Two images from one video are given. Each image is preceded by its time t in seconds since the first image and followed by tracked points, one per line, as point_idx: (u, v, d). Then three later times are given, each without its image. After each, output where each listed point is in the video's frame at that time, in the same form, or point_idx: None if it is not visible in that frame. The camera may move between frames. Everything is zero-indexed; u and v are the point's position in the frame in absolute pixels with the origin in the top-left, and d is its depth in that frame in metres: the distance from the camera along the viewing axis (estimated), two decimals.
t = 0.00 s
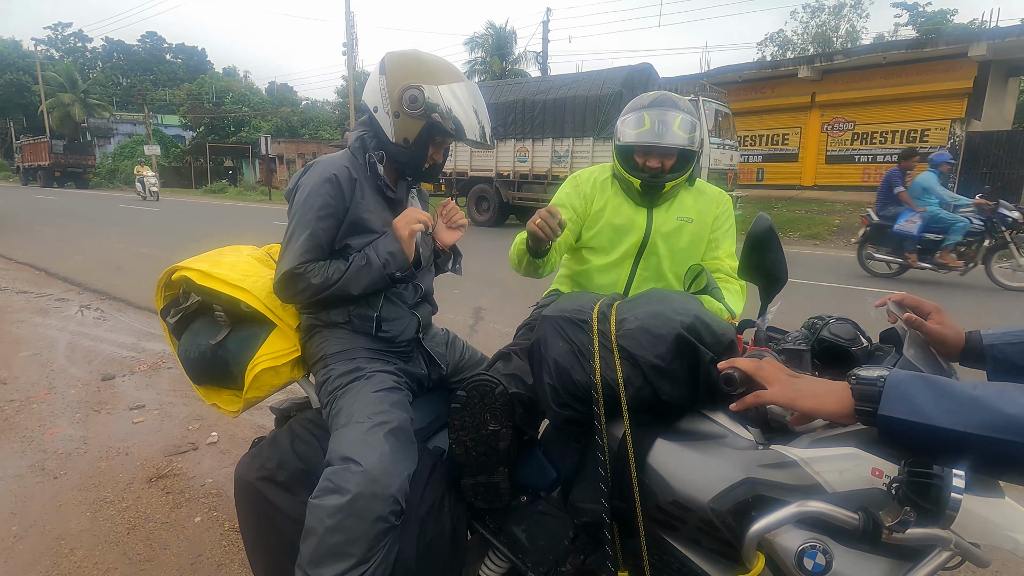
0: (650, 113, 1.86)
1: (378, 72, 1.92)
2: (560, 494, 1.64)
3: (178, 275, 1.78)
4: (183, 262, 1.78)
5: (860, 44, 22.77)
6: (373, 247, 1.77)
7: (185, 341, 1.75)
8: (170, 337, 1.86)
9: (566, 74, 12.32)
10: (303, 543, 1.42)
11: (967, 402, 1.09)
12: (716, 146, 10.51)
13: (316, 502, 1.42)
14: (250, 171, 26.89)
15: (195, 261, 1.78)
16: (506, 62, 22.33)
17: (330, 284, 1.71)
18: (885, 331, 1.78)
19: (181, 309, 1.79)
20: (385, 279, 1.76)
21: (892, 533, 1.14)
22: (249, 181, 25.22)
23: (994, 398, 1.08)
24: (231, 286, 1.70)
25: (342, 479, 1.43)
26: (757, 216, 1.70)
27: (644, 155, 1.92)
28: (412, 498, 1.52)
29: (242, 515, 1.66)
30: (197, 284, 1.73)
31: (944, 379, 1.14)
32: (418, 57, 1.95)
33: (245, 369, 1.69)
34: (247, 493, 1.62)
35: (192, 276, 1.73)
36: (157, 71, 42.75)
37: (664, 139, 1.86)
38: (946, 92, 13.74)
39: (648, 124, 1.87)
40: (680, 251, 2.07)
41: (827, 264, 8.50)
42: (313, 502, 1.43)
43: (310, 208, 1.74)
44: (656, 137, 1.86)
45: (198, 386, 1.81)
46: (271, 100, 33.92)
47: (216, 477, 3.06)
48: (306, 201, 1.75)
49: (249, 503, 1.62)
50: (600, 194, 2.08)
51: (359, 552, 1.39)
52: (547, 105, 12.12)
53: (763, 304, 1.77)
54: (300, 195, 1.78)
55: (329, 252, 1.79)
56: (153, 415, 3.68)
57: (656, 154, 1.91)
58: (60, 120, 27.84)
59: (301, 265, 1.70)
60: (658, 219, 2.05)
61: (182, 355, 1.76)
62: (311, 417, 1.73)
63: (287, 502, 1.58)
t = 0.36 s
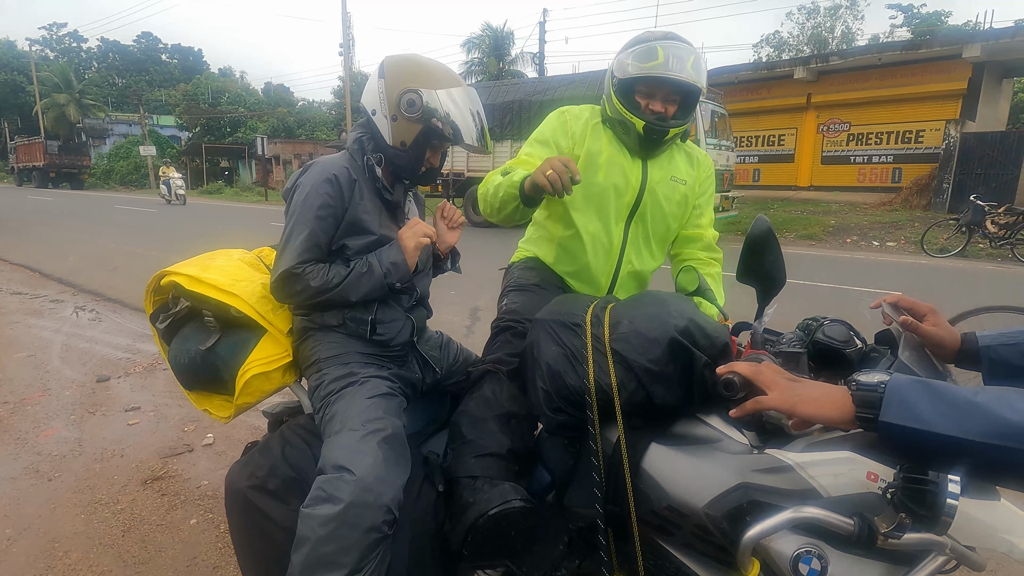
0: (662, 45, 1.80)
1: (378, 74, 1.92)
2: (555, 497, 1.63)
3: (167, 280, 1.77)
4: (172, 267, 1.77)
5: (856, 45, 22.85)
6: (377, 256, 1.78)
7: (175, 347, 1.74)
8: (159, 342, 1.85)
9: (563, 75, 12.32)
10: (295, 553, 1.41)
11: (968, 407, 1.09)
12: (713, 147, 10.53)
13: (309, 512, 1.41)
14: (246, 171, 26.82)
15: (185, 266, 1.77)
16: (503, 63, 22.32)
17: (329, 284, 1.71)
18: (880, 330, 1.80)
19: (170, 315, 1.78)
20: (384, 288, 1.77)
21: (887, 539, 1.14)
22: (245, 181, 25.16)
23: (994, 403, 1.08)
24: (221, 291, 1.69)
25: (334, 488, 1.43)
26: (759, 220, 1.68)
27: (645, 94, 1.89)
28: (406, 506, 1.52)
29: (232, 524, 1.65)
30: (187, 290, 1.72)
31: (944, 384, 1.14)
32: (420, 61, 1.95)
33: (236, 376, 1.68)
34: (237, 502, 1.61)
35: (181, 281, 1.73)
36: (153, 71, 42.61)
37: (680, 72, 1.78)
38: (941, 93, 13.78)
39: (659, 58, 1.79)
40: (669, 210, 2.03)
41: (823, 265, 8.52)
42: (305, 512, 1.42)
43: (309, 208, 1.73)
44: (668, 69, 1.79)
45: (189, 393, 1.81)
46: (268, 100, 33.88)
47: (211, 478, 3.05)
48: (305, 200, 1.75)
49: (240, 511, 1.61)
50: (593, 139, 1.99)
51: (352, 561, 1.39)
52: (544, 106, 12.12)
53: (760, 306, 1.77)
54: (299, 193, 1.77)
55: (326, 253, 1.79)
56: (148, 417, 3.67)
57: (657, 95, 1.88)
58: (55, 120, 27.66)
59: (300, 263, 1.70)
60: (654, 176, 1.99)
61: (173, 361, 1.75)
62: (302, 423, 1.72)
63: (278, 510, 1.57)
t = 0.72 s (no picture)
0: (651, 88, 1.77)
1: (358, 78, 1.94)
2: (546, 504, 1.63)
3: (149, 288, 1.76)
4: (155, 275, 1.76)
5: (848, 47, 22.97)
6: (355, 258, 1.75)
7: (158, 355, 1.73)
8: (144, 350, 1.83)
9: (557, 75, 12.32)
10: (281, 568, 1.39)
11: (968, 414, 1.08)
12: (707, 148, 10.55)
13: (296, 526, 1.40)
14: (241, 171, 26.72)
15: (167, 274, 1.76)
16: (498, 63, 22.32)
17: (313, 286, 1.71)
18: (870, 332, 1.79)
19: (153, 323, 1.77)
20: (362, 293, 1.72)
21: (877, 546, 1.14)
22: (239, 182, 25.07)
23: (995, 409, 1.07)
24: (203, 299, 1.68)
25: (321, 502, 1.42)
26: (750, 223, 1.70)
27: (631, 134, 1.84)
28: (393, 519, 1.52)
29: (219, 537, 1.65)
30: (169, 298, 1.70)
31: (942, 391, 1.13)
32: (401, 62, 1.96)
33: (220, 384, 1.67)
34: (223, 515, 1.61)
35: (164, 289, 1.71)
36: (146, 70, 42.42)
37: (672, 121, 1.76)
38: (933, 94, 13.85)
39: (649, 101, 1.76)
40: (650, 245, 2.02)
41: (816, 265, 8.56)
42: (292, 526, 1.41)
43: (293, 209, 1.74)
44: (657, 114, 1.75)
45: (175, 401, 1.80)
46: (262, 100, 33.76)
47: (204, 481, 3.03)
48: (290, 203, 1.75)
49: (227, 522, 1.61)
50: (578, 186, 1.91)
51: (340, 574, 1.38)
52: (539, 106, 12.11)
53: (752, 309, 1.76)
54: (284, 195, 1.79)
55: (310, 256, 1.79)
56: (140, 419, 3.64)
57: (643, 137, 1.85)
58: (47, 119, 27.47)
59: (282, 264, 1.72)
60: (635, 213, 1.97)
61: (157, 370, 1.74)
62: (289, 432, 1.71)
63: (263, 523, 1.57)
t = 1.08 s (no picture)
0: (661, 87, 1.66)
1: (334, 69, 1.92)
2: (537, 496, 1.60)
3: (142, 279, 1.71)
4: (147, 265, 1.71)
5: (834, 44, 23.11)
6: (335, 239, 1.68)
7: (151, 346, 1.68)
8: (135, 343, 1.78)
9: (546, 72, 12.28)
10: (276, 555, 1.35)
11: (939, 404, 1.05)
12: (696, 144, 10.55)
13: (291, 513, 1.36)
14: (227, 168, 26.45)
15: (160, 264, 1.71)
16: (487, 59, 22.23)
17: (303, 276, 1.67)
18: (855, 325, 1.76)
19: (145, 313, 1.72)
20: (344, 274, 1.65)
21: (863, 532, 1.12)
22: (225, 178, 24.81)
23: (966, 402, 1.04)
24: (196, 289, 1.63)
25: (317, 489, 1.37)
26: (735, 218, 1.65)
27: (634, 130, 1.73)
28: (388, 509, 1.48)
29: (211, 529, 1.59)
30: (161, 289, 1.66)
31: (917, 382, 1.10)
32: (380, 52, 1.92)
33: (214, 374, 1.62)
34: (216, 506, 1.55)
35: (157, 279, 1.66)
36: (130, 66, 41.82)
37: (679, 117, 1.64)
38: (917, 91, 13.96)
39: (657, 99, 1.65)
40: (635, 251, 1.99)
41: (803, 261, 8.58)
42: (287, 513, 1.37)
43: (278, 199, 1.74)
44: (663, 111, 1.64)
45: (166, 394, 1.75)
46: (248, 96, 33.42)
47: (191, 480, 2.97)
48: (278, 195, 1.74)
49: (220, 514, 1.55)
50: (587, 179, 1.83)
51: (334, 564, 1.33)
52: (528, 102, 12.06)
53: (738, 301, 1.71)
54: (274, 185, 1.78)
55: (301, 245, 1.76)
56: (125, 418, 3.57)
57: (645, 133, 1.74)
58: (27, 114, 26.99)
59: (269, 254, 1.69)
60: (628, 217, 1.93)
61: (148, 362, 1.69)
62: (283, 423, 1.66)
63: (255, 512, 1.52)
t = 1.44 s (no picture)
0: (662, 100, 1.68)
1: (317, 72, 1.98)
2: (525, 496, 1.60)
3: (121, 281, 1.67)
4: (127, 268, 1.68)
5: (823, 44, 23.22)
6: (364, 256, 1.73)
7: (132, 350, 1.65)
8: (115, 346, 1.75)
9: (536, 70, 12.26)
10: (261, 561, 1.32)
11: (921, 405, 1.04)
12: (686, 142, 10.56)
13: (276, 519, 1.33)
14: (216, 166, 26.25)
15: (141, 267, 1.68)
16: (478, 57, 22.17)
17: (303, 279, 1.67)
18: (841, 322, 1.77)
19: (125, 317, 1.68)
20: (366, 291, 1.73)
21: (849, 531, 1.12)
22: (214, 176, 24.62)
23: (948, 403, 1.03)
24: (178, 293, 1.60)
25: (304, 494, 1.35)
26: (722, 214, 1.64)
27: (635, 144, 1.72)
28: (378, 511, 1.47)
29: (194, 534, 1.56)
30: (141, 291, 1.62)
31: (901, 381, 1.10)
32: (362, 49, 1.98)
33: (196, 379, 1.60)
34: (198, 511, 1.52)
35: (136, 282, 1.63)
36: (117, 62, 41.38)
37: (679, 129, 1.65)
38: (904, 91, 14.06)
39: (658, 113, 1.66)
40: (632, 263, 1.96)
41: (791, 259, 8.62)
42: (272, 518, 1.34)
43: (275, 195, 1.70)
44: (666, 124, 1.65)
45: (148, 398, 1.72)
46: (237, 94, 33.17)
47: (179, 482, 2.94)
48: (271, 192, 1.71)
49: (202, 519, 1.52)
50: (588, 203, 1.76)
51: (322, 568, 1.31)
52: (519, 100, 12.04)
53: (726, 300, 1.71)
54: (265, 185, 1.75)
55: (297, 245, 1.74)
56: (112, 420, 3.53)
57: (645, 147, 1.73)
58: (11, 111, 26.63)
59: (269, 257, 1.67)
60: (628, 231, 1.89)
61: (129, 366, 1.66)
62: (267, 427, 1.64)
63: (240, 516, 1.50)
